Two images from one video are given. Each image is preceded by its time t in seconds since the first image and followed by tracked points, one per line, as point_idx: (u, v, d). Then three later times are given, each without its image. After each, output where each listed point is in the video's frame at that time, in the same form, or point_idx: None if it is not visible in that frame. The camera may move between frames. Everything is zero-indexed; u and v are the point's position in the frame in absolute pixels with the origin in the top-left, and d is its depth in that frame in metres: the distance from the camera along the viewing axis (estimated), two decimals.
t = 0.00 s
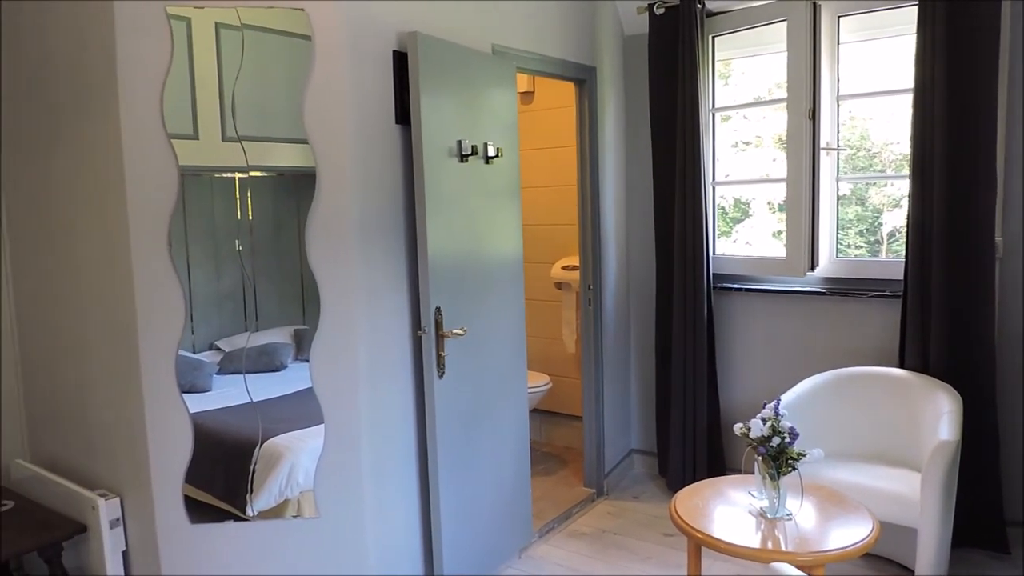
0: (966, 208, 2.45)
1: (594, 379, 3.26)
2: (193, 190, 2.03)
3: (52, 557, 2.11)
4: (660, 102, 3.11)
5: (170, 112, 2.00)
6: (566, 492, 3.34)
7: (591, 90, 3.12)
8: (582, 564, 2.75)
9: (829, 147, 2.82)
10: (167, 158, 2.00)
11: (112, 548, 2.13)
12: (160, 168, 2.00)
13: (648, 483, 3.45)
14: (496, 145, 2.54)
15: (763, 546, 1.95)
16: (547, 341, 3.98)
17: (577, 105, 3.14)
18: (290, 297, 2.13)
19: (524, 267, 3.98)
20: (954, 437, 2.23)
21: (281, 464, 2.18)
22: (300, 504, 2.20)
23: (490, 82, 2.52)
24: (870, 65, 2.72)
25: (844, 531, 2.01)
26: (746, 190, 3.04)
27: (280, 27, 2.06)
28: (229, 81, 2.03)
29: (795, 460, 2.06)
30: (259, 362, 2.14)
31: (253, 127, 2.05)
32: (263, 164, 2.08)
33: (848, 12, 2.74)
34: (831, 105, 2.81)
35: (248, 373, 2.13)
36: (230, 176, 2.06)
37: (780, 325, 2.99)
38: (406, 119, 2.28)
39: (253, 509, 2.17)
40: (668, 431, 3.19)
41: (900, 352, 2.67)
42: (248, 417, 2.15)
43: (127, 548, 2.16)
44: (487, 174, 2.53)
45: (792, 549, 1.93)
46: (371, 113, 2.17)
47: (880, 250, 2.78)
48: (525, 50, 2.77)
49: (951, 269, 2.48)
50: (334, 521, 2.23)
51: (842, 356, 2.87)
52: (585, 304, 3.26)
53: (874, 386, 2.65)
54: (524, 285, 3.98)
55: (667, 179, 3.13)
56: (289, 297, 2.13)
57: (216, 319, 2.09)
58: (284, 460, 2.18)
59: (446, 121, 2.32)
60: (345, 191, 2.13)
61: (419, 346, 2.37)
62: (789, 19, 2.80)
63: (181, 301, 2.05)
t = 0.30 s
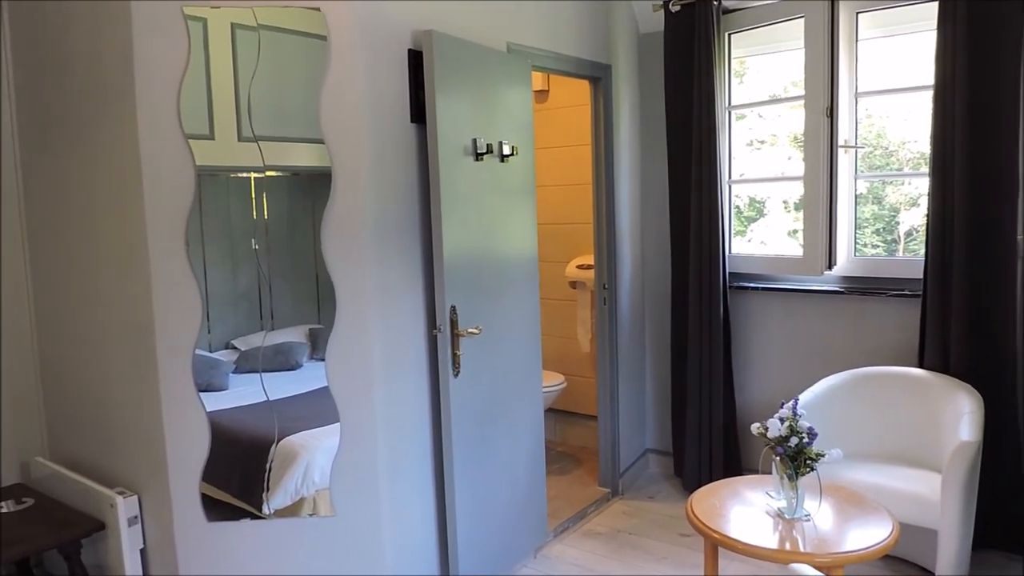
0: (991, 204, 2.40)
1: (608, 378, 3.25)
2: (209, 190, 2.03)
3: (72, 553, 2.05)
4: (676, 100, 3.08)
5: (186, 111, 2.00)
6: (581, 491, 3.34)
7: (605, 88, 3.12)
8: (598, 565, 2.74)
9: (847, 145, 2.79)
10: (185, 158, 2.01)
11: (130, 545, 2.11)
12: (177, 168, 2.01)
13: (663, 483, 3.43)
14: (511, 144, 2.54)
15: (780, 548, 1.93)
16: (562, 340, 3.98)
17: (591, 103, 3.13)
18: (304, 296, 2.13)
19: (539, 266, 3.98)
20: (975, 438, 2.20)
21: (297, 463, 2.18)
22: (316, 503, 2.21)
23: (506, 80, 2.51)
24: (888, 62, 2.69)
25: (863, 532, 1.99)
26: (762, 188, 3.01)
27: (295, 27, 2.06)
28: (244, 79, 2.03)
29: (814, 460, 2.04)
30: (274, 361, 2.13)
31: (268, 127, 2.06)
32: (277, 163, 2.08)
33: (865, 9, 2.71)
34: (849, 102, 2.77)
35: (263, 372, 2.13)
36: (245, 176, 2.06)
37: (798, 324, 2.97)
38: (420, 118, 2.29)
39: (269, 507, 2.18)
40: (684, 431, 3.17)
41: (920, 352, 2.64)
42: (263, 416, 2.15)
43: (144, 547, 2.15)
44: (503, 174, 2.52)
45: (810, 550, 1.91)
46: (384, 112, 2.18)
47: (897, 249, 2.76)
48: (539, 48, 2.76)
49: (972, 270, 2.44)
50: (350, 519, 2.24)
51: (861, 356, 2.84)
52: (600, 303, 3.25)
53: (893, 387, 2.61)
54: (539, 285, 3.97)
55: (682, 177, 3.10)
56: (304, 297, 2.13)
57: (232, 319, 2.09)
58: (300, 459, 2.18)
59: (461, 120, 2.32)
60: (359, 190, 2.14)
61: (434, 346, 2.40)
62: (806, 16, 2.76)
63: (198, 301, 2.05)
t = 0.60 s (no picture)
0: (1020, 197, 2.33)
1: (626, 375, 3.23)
2: (229, 189, 2.03)
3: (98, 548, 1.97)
4: (695, 97, 3.05)
5: (206, 110, 1.99)
6: (599, 490, 3.33)
7: (623, 84, 3.10)
8: (616, 563, 2.73)
9: (870, 140, 2.76)
10: (205, 158, 2.00)
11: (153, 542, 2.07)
12: (195, 164, 1.99)
13: (681, 481, 3.42)
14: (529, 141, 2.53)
15: (802, 547, 1.92)
16: (580, 338, 3.97)
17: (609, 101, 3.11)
18: (322, 294, 2.14)
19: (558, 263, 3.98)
20: (1000, 437, 2.17)
21: (317, 460, 2.20)
22: (336, 500, 2.22)
23: (524, 78, 2.51)
24: (911, 56, 2.65)
25: (885, 532, 1.97)
26: (780, 185, 2.99)
27: (314, 27, 2.07)
28: (264, 78, 2.04)
29: (835, 458, 2.02)
30: (293, 359, 2.16)
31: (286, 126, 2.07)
32: (297, 162, 2.09)
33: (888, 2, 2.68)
34: (872, 96, 2.74)
35: (282, 370, 2.16)
36: (265, 175, 2.07)
37: (817, 322, 2.95)
38: (438, 116, 2.31)
39: (290, 504, 2.19)
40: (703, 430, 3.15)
41: (943, 350, 2.61)
42: (283, 413, 2.18)
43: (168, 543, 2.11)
44: (521, 171, 2.52)
45: (832, 550, 1.90)
46: (401, 111, 2.19)
47: (919, 246, 2.72)
48: (557, 45, 2.75)
49: (998, 269, 2.38)
50: (368, 516, 2.25)
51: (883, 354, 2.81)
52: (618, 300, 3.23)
53: (916, 385, 2.58)
54: (557, 283, 3.97)
55: (701, 173, 3.08)
56: (322, 295, 2.14)
57: (252, 317, 2.10)
58: (319, 455, 2.20)
59: (479, 117, 2.32)
60: (377, 188, 2.15)
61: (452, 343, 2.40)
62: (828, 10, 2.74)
63: (218, 298, 2.05)
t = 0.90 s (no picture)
0: None
1: (642, 371, 3.23)
2: (245, 188, 2.03)
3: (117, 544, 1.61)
4: (710, 94, 3.04)
5: (223, 107, 1.98)
6: (614, 488, 3.33)
7: (637, 82, 3.10)
8: (631, 561, 2.73)
9: (886, 137, 2.73)
10: (222, 156, 1.99)
11: (173, 536, 1.98)
12: (213, 160, 1.97)
13: (697, 480, 3.40)
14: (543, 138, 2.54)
15: (819, 546, 1.90)
16: (594, 336, 3.98)
17: (624, 101, 3.11)
18: (339, 291, 2.17)
19: (572, 261, 3.98)
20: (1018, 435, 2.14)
21: (332, 456, 2.21)
22: (351, 496, 2.24)
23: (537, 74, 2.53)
24: (931, 51, 2.63)
25: (903, 532, 1.95)
26: (797, 182, 2.96)
27: (331, 24, 2.08)
28: (279, 75, 2.05)
29: (853, 457, 2.02)
30: (309, 357, 2.16)
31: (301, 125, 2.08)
32: (312, 160, 2.09)
33: None
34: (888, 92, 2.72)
35: (298, 368, 2.16)
36: (280, 173, 2.07)
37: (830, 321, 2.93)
38: (454, 113, 2.37)
39: (305, 500, 2.20)
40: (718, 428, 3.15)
41: (962, 347, 2.58)
42: (301, 410, 2.19)
43: (186, 539, 2.06)
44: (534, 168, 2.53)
45: (850, 549, 1.88)
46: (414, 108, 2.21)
47: (935, 244, 2.69)
48: (573, 42, 2.76)
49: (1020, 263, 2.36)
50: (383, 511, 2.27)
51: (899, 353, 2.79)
52: (634, 298, 3.21)
53: (932, 384, 2.56)
54: (571, 281, 3.97)
55: (717, 171, 3.06)
56: (337, 292, 2.16)
57: (268, 314, 2.11)
58: (335, 452, 2.21)
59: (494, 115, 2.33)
60: (394, 183, 2.21)
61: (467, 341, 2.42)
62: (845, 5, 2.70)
63: (236, 295, 2.04)
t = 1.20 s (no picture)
0: None
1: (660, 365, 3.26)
2: (264, 185, 2.05)
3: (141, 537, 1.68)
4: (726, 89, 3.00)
5: (245, 110, 2.00)
6: (632, 483, 3.33)
7: (655, 77, 3.13)
8: (650, 557, 2.73)
9: (909, 129, 2.34)
10: (244, 157, 2.01)
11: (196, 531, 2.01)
12: (232, 155, 1.99)
13: (716, 476, 3.38)
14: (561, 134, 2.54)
15: (840, 542, 1.90)
16: (613, 332, 3.99)
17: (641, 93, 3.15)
18: (356, 288, 2.17)
19: (590, 257, 3.99)
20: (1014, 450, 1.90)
21: (351, 452, 2.22)
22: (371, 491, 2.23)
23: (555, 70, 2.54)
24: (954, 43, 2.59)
25: (925, 529, 1.93)
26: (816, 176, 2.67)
27: (346, 23, 2.08)
28: (298, 75, 2.08)
29: (874, 453, 2.01)
30: (328, 353, 2.19)
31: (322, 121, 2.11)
32: (328, 158, 2.12)
33: None
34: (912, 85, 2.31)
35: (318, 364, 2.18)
36: (298, 172, 2.11)
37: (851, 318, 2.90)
38: (470, 109, 2.34)
39: (326, 495, 2.23)
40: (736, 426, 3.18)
41: (986, 343, 2.55)
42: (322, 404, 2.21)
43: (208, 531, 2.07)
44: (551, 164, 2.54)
45: (870, 545, 1.88)
46: (433, 105, 2.23)
47: (959, 240, 2.56)
48: (591, 38, 2.74)
49: None
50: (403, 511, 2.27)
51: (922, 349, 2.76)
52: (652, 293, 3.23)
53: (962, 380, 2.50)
54: (589, 277, 3.99)
55: (735, 167, 3.04)
56: (355, 289, 2.17)
57: (287, 310, 2.12)
58: (354, 448, 2.23)
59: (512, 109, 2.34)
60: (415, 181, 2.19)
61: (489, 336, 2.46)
62: None
63: (258, 293, 2.06)
